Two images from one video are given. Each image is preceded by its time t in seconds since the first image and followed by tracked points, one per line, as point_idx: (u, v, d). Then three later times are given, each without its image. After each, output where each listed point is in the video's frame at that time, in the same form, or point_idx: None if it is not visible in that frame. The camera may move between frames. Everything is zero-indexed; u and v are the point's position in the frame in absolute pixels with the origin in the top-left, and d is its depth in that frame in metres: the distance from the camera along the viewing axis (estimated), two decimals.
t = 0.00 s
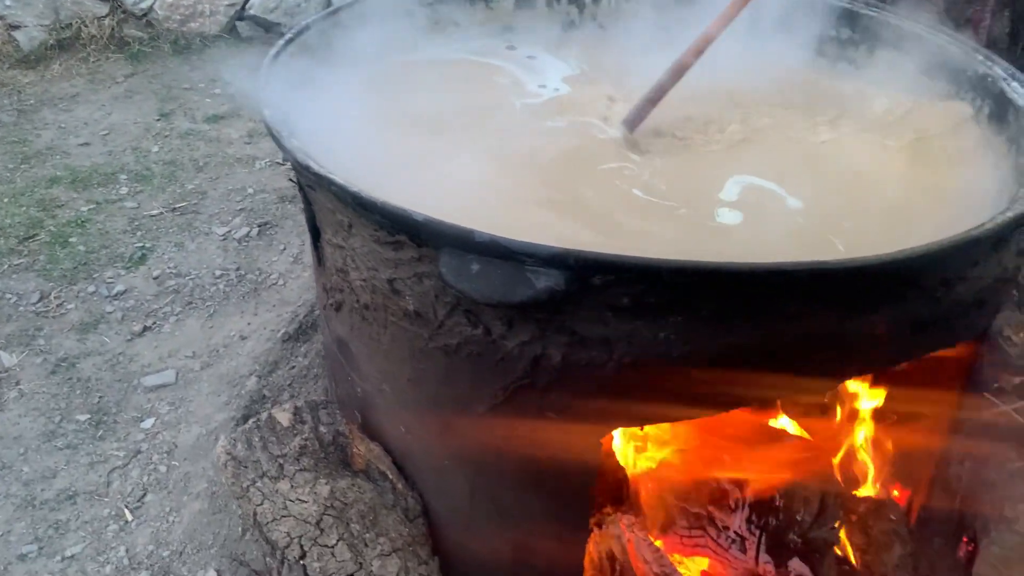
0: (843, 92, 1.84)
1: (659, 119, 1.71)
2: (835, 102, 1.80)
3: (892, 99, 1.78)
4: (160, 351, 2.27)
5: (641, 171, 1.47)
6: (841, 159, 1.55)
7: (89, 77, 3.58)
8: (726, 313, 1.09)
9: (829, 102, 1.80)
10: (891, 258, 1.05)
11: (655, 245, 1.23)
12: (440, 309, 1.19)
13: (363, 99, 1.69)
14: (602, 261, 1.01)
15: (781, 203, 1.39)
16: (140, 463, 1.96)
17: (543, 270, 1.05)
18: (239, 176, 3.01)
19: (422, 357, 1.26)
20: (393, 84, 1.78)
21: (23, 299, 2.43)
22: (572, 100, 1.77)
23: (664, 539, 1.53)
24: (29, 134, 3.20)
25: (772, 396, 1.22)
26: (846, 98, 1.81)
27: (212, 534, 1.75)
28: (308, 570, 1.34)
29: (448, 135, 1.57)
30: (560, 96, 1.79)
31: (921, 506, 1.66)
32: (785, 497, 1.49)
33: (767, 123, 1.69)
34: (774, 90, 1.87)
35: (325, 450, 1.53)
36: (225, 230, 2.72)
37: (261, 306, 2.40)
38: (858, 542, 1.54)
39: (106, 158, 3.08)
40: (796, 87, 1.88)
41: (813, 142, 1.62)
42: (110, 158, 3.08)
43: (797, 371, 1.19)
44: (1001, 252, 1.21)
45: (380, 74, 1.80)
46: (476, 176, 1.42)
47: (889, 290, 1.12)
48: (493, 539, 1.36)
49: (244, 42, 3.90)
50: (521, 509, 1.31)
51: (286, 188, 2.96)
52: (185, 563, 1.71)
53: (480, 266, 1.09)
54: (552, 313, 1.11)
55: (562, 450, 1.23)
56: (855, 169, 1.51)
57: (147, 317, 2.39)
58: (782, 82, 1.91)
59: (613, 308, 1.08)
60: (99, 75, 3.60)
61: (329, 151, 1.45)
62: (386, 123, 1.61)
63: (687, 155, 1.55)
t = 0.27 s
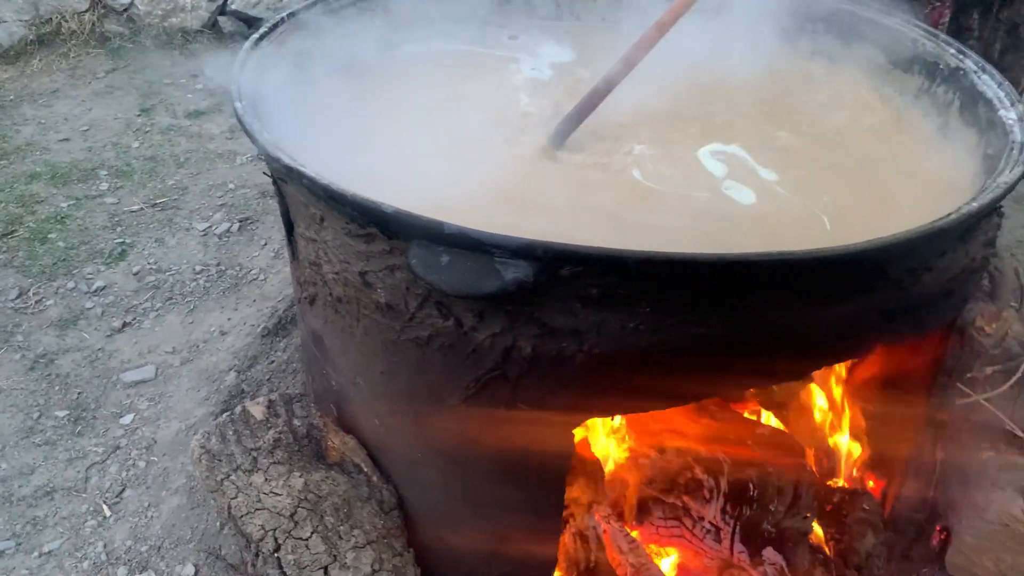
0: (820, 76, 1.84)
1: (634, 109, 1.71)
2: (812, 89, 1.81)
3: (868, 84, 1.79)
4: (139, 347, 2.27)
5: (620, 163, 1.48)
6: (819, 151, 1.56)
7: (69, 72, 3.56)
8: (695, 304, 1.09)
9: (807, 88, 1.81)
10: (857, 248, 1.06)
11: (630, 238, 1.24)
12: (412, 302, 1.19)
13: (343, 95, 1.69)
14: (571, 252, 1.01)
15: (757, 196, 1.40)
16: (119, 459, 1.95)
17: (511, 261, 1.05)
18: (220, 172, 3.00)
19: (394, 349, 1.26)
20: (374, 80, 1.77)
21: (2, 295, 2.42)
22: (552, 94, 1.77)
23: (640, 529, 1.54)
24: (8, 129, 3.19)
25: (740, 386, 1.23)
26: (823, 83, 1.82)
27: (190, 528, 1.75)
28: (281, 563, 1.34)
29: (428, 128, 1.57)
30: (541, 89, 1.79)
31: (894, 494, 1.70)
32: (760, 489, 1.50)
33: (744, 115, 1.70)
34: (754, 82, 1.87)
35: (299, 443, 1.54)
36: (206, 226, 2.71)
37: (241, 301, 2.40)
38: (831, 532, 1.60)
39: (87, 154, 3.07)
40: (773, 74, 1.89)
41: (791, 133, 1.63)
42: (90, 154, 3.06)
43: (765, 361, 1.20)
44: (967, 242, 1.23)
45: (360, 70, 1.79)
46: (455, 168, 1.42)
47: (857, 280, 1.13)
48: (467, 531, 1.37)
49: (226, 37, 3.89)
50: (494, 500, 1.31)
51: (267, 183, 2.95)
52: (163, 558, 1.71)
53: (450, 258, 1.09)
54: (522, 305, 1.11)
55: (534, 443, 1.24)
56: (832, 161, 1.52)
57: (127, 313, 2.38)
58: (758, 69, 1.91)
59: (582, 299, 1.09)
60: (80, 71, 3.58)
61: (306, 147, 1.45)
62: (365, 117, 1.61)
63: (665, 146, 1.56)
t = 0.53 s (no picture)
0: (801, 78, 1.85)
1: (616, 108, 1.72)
2: (794, 89, 1.81)
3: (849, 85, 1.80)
4: (124, 347, 2.26)
5: (601, 162, 1.48)
6: (801, 151, 1.57)
7: (56, 72, 3.55)
8: (672, 303, 1.10)
9: (789, 89, 1.82)
10: (832, 246, 1.06)
11: (611, 236, 1.24)
12: (391, 301, 1.19)
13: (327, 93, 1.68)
14: (547, 251, 1.01)
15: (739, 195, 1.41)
16: (103, 459, 1.95)
17: (489, 260, 1.05)
18: (206, 171, 3.00)
19: (374, 349, 1.26)
20: (359, 77, 1.77)
21: None
22: (538, 94, 1.77)
23: (623, 528, 1.55)
24: None
25: (718, 384, 1.24)
26: (805, 83, 1.83)
27: (174, 529, 1.74)
28: (262, 562, 1.34)
29: (412, 127, 1.57)
30: (527, 89, 1.79)
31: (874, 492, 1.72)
32: (740, 484, 1.54)
33: (728, 115, 1.71)
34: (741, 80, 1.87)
35: (280, 442, 1.54)
36: (192, 225, 2.71)
37: (227, 301, 2.39)
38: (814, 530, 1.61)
39: (73, 153, 3.06)
40: (756, 74, 1.89)
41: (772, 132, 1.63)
42: (76, 153, 3.05)
43: (743, 359, 1.21)
44: (944, 241, 1.24)
45: (345, 67, 1.79)
46: (438, 167, 1.42)
47: (834, 279, 1.14)
48: (447, 529, 1.37)
49: (213, 36, 3.88)
50: (475, 499, 1.32)
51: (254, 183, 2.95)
52: (146, 558, 1.70)
53: (428, 257, 1.09)
54: (500, 304, 1.11)
55: (514, 443, 1.24)
56: (814, 160, 1.53)
57: (112, 313, 2.37)
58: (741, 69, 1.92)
59: (560, 298, 1.09)
60: (66, 70, 3.57)
61: (288, 145, 1.44)
62: (349, 115, 1.60)
63: (648, 146, 1.56)
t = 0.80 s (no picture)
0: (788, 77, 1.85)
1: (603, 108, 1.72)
2: (782, 89, 1.82)
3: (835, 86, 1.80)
4: (112, 347, 2.26)
5: (589, 162, 1.47)
6: (787, 150, 1.57)
7: (46, 72, 3.54)
8: (654, 301, 1.10)
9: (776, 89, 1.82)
10: (813, 244, 1.06)
11: (596, 235, 1.24)
12: (374, 299, 1.19)
13: (315, 93, 1.67)
14: (529, 248, 1.01)
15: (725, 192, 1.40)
16: (90, 459, 1.94)
17: (470, 258, 1.05)
18: (196, 171, 2.99)
19: (358, 347, 1.26)
20: (347, 78, 1.76)
21: None
22: (527, 94, 1.76)
23: (610, 526, 1.53)
24: None
25: (703, 382, 1.24)
26: (792, 83, 1.83)
27: (160, 529, 1.74)
28: (246, 562, 1.34)
29: (398, 127, 1.57)
30: (515, 89, 1.79)
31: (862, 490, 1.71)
32: (726, 482, 1.52)
33: (714, 115, 1.70)
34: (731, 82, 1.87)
35: (264, 441, 1.55)
36: (181, 226, 2.70)
37: (216, 301, 2.39)
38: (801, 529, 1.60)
39: (62, 153, 3.05)
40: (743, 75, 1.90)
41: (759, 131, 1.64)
42: (66, 153, 3.05)
43: (726, 357, 1.21)
44: (927, 239, 1.24)
45: (333, 68, 1.78)
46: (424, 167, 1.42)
47: (817, 276, 1.14)
48: (433, 529, 1.37)
49: (204, 36, 3.88)
50: (459, 498, 1.32)
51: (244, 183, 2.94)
52: (133, 558, 1.70)
53: (410, 255, 1.09)
54: (482, 302, 1.11)
55: (499, 442, 1.24)
56: (800, 159, 1.53)
57: (100, 313, 2.37)
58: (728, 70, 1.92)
59: (542, 296, 1.09)
60: (56, 70, 3.56)
61: (273, 145, 1.44)
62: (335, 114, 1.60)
63: (636, 145, 1.56)
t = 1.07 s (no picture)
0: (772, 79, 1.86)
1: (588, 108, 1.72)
2: (765, 93, 1.83)
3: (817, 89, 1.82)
4: (97, 346, 2.25)
5: (572, 159, 1.48)
6: (771, 148, 1.57)
7: (32, 71, 3.53)
8: (632, 297, 1.10)
9: (760, 92, 1.83)
10: (790, 240, 1.07)
11: (577, 230, 1.24)
12: (354, 296, 1.19)
13: (300, 91, 1.67)
14: (507, 244, 1.01)
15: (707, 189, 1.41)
16: (74, 458, 1.94)
17: (448, 254, 1.06)
18: (183, 170, 2.99)
19: (339, 344, 1.26)
20: (333, 77, 1.76)
21: None
22: (512, 92, 1.76)
23: (593, 523, 1.55)
24: None
25: (682, 378, 1.25)
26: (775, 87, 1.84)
27: (144, 527, 1.74)
28: (227, 559, 1.34)
29: (382, 125, 1.57)
30: (501, 87, 1.79)
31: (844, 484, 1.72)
32: (709, 479, 1.50)
33: (700, 114, 1.71)
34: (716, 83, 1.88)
35: (245, 438, 1.53)
36: (168, 224, 2.70)
37: (202, 300, 2.39)
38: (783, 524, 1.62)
39: (48, 152, 3.04)
40: (726, 80, 1.91)
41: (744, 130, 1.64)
42: (52, 152, 3.04)
43: (707, 351, 1.21)
44: (905, 236, 1.25)
45: (319, 67, 1.78)
46: (407, 164, 1.42)
47: (794, 272, 1.15)
48: (414, 525, 1.37)
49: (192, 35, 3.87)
50: (440, 494, 1.32)
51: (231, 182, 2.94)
52: (116, 556, 1.69)
53: (388, 251, 1.09)
54: (461, 298, 1.11)
55: (479, 439, 1.25)
56: (783, 158, 1.54)
57: (86, 311, 2.36)
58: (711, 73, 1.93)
59: (521, 292, 1.09)
60: (43, 69, 3.55)
61: (255, 142, 1.43)
62: (319, 111, 1.60)
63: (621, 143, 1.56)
